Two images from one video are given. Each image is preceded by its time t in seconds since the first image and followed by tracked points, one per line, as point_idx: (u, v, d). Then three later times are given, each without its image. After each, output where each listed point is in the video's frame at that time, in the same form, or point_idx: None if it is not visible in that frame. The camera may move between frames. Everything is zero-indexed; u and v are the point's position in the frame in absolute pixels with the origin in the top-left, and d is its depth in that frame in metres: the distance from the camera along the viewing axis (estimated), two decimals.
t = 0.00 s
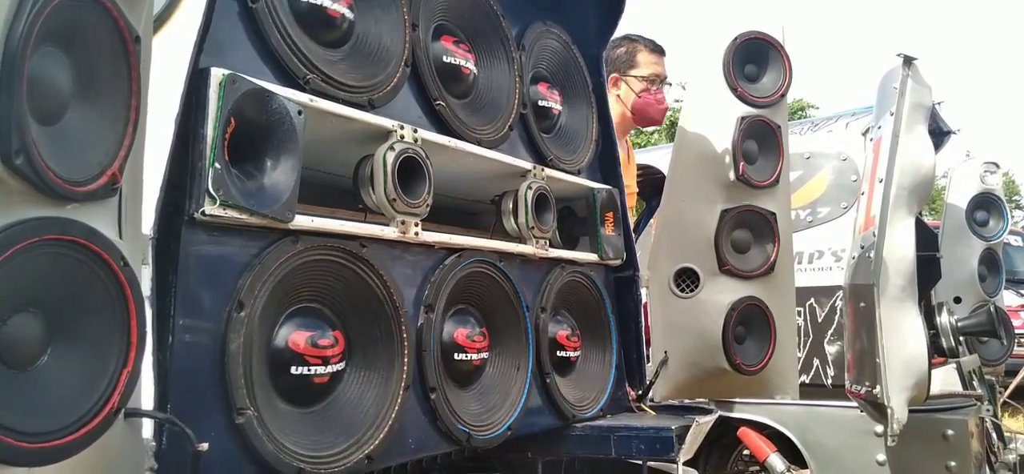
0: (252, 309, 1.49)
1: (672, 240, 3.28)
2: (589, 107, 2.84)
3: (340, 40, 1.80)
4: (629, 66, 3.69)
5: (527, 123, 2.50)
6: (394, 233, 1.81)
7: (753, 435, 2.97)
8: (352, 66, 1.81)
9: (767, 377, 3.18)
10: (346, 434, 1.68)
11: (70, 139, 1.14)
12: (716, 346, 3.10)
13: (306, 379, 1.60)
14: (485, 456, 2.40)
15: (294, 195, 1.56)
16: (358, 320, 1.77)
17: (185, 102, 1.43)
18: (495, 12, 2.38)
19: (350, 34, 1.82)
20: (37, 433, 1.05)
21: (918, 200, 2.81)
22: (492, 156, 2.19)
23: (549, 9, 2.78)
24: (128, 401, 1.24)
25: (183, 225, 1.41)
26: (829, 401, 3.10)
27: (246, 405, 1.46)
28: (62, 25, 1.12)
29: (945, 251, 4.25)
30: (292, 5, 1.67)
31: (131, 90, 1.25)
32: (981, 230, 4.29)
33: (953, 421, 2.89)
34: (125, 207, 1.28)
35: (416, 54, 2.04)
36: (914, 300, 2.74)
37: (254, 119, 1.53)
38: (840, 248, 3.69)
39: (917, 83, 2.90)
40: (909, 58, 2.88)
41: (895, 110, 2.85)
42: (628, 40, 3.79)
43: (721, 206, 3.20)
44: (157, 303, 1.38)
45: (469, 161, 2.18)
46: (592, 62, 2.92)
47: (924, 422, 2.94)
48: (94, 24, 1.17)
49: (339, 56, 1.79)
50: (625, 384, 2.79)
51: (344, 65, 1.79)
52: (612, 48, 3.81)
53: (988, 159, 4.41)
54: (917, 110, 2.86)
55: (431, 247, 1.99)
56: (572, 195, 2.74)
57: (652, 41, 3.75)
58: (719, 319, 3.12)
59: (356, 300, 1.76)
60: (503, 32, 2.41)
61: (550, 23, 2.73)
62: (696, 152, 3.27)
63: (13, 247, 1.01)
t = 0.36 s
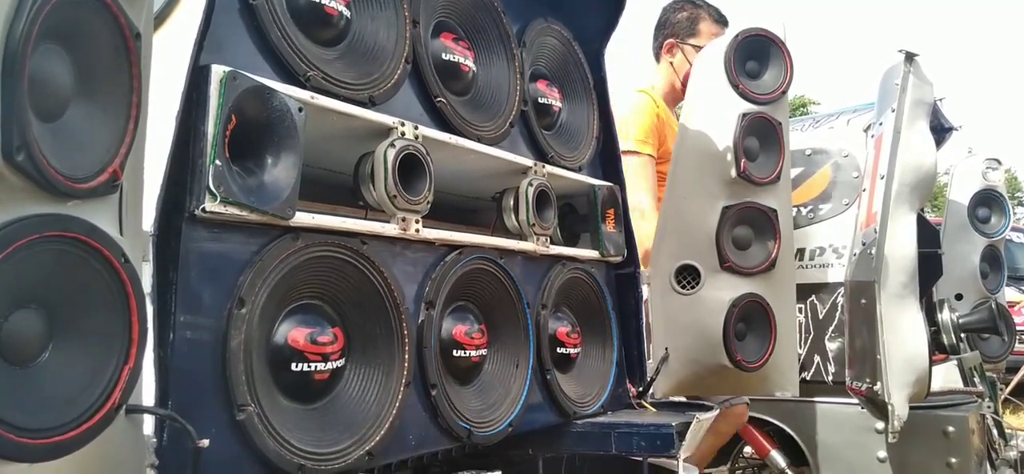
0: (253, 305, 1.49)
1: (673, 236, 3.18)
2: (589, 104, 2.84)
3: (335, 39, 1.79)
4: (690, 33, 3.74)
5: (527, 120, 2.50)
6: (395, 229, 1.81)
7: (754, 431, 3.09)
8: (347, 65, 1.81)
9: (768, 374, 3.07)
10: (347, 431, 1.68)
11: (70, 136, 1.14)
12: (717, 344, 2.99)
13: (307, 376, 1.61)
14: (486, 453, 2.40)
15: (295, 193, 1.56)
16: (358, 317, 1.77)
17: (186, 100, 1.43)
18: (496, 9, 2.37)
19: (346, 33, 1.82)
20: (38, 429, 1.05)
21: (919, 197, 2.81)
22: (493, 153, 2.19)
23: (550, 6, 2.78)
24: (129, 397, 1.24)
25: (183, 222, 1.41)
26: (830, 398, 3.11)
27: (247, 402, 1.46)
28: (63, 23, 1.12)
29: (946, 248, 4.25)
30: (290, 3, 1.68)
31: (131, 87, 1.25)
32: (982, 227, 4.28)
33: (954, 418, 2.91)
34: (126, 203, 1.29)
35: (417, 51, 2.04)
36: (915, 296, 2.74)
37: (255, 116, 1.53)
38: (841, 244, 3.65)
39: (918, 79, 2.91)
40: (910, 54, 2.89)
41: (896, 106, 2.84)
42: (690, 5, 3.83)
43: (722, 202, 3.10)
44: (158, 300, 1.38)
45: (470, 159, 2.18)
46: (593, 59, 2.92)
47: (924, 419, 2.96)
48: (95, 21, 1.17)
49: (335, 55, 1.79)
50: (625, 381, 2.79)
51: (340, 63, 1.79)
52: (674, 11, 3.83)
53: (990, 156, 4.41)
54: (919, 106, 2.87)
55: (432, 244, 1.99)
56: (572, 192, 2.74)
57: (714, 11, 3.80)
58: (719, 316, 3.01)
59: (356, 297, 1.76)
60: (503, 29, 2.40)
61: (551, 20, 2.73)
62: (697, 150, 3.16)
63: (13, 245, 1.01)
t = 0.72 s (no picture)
0: (258, 305, 1.49)
1: (678, 236, 3.18)
2: (592, 105, 2.84)
3: (344, 37, 1.80)
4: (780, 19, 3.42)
5: (531, 120, 2.50)
6: (398, 230, 1.82)
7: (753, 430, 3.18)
8: (354, 64, 1.81)
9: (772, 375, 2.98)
10: (350, 430, 1.68)
11: (77, 136, 1.15)
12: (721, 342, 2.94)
13: (311, 376, 1.61)
14: (489, 453, 2.41)
15: (300, 193, 1.56)
16: (362, 316, 1.77)
17: (191, 100, 1.44)
18: (500, 9, 2.38)
19: (353, 33, 1.82)
20: (44, 428, 1.05)
21: (923, 196, 2.81)
22: (497, 153, 2.19)
23: (555, 6, 2.78)
24: (134, 397, 1.24)
25: (188, 222, 1.42)
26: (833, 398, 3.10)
27: (252, 401, 1.46)
28: (69, 24, 1.12)
29: (950, 247, 4.23)
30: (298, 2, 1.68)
31: (137, 88, 1.25)
32: (986, 226, 4.26)
33: (957, 418, 2.95)
34: (131, 204, 1.29)
35: (422, 51, 2.05)
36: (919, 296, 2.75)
37: (259, 116, 1.53)
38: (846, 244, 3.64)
39: (923, 78, 2.90)
40: (914, 54, 2.86)
41: (900, 106, 2.84)
42: None
43: (726, 203, 3.04)
44: (163, 300, 1.39)
45: (474, 159, 2.18)
46: (597, 59, 2.92)
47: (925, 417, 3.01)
48: (101, 22, 1.17)
49: (343, 54, 1.80)
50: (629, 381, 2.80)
51: (347, 62, 1.79)
52: None
53: (994, 155, 4.41)
54: (923, 106, 2.86)
55: (436, 244, 2.00)
56: (575, 192, 2.74)
57: None
58: (723, 315, 2.95)
59: (361, 297, 1.77)
60: (508, 29, 2.40)
61: (554, 19, 2.73)
62: (703, 150, 3.13)
63: (19, 245, 1.02)
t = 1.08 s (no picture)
0: (251, 306, 1.49)
1: (673, 235, 3.09)
2: (588, 106, 2.84)
3: (336, 39, 1.80)
4: None
5: (526, 120, 2.50)
6: (394, 230, 1.81)
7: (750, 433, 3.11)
8: (346, 65, 1.81)
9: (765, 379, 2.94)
10: (344, 432, 1.68)
11: (70, 137, 1.15)
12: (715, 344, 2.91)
13: (305, 377, 1.61)
14: (485, 454, 2.41)
15: (294, 193, 1.56)
16: (356, 317, 1.77)
17: (184, 100, 1.43)
18: (496, 10, 2.38)
19: (345, 34, 1.82)
20: (36, 429, 1.05)
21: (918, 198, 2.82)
22: (491, 154, 2.19)
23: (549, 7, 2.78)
24: (128, 398, 1.24)
25: (182, 223, 1.42)
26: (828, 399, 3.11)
27: (245, 402, 1.46)
28: (62, 23, 1.12)
29: (945, 247, 4.24)
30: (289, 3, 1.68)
31: (130, 88, 1.25)
32: (981, 227, 4.29)
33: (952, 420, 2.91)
34: (125, 205, 1.28)
35: (416, 51, 2.05)
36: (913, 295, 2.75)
37: (254, 117, 1.53)
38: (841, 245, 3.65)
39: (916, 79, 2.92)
40: (908, 54, 2.89)
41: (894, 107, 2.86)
42: None
43: (721, 203, 2.96)
44: (157, 300, 1.39)
45: (469, 159, 2.18)
46: (592, 60, 2.92)
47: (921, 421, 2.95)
48: (94, 22, 1.17)
49: (335, 55, 1.79)
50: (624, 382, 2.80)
51: (338, 64, 1.79)
52: None
53: (989, 156, 4.43)
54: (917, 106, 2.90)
55: (431, 245, 2.00)
56: (571, 192, 2.74)
57: None
58: (717, 316, 2.91)
59: (355, 298, 1.76)
60: (502, 30, 2.41)
61: (549, 20, 2.73)
62: (698, 151, 3.06)
63: (12, 246, 1.02)
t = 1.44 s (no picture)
0: (255, 305, 1.49)
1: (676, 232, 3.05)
2: (591, 103, 2.84)
3: (338, 37, 1.80)
4: None
5: (529, 118, 2.50)
6: (397, 229, 1.81)
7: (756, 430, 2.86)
8: (348, 64, 1.81)
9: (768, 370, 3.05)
10: (353, 430, 1.68)
11: (71, 137, 1.15)
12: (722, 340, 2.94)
13: (314, 375, 1.61)
14: (490, 452, 2.41)
15: (297, 191, 1.56)
16: (362, 315, 1.77)
17: (186, 99, 1.43)
18: (498, 8, 2.38)
19: (347, 33, 1.82)
20: (39, 428, 1.05)
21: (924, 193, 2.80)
22: (493, 152, 2.19)
23: (552, 5, 2.78)
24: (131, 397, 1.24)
25: (185, 222, 1.41)
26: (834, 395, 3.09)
27: (250, 401, 1.46)
28: (62, 22, 1.12)
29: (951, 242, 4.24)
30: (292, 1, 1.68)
31: (130, 87, 1.24)
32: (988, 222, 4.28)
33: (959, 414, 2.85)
34: (126, 204, 1.28)
35: (418, 49, 2.05)
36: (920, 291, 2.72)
37: (255, 116, 1.53)
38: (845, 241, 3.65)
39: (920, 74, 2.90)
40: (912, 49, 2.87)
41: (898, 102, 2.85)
42: None
43: (724, 200, 3.00)
44: (161, 300, 1.39)
45: (471, 157, 2.17)
46: (594, 57, 2.91)
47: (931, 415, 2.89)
48: (94, 21, 1.17)
49: (337, 53, 1.79)
50: (629, 379, 2.79)
51: (342, 62, 1.79)
52: None
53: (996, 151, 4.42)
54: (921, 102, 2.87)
55: (434, 243, 1.99)
56: (575, 190, 2.73)
57: None
58: (723, 312, 2.95)
59: (360, 296, 1.76)
60: (505, 28, 2.41)
61: (551, 18, 2.72)
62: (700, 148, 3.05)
63: (13, 245, 1.01)
